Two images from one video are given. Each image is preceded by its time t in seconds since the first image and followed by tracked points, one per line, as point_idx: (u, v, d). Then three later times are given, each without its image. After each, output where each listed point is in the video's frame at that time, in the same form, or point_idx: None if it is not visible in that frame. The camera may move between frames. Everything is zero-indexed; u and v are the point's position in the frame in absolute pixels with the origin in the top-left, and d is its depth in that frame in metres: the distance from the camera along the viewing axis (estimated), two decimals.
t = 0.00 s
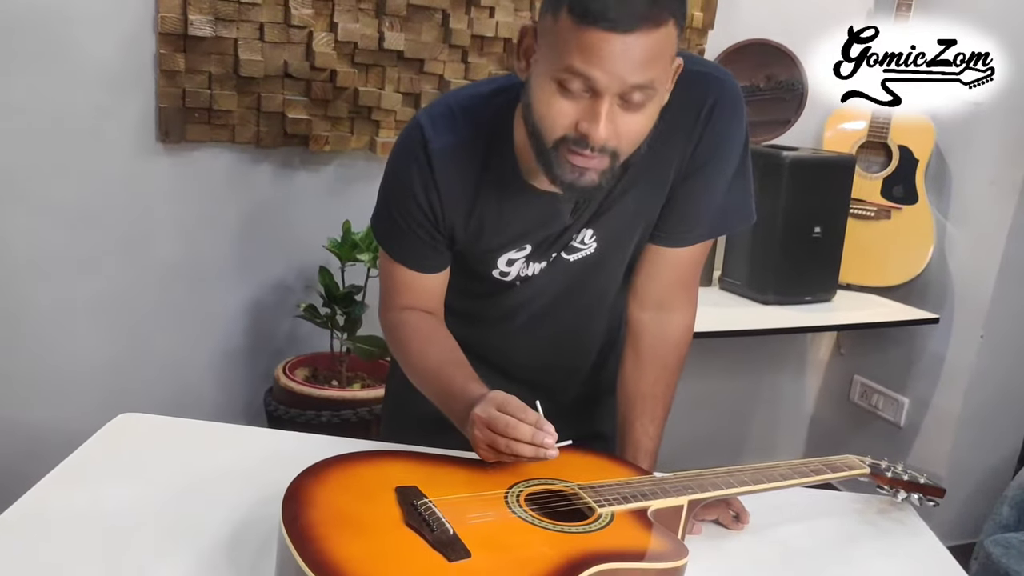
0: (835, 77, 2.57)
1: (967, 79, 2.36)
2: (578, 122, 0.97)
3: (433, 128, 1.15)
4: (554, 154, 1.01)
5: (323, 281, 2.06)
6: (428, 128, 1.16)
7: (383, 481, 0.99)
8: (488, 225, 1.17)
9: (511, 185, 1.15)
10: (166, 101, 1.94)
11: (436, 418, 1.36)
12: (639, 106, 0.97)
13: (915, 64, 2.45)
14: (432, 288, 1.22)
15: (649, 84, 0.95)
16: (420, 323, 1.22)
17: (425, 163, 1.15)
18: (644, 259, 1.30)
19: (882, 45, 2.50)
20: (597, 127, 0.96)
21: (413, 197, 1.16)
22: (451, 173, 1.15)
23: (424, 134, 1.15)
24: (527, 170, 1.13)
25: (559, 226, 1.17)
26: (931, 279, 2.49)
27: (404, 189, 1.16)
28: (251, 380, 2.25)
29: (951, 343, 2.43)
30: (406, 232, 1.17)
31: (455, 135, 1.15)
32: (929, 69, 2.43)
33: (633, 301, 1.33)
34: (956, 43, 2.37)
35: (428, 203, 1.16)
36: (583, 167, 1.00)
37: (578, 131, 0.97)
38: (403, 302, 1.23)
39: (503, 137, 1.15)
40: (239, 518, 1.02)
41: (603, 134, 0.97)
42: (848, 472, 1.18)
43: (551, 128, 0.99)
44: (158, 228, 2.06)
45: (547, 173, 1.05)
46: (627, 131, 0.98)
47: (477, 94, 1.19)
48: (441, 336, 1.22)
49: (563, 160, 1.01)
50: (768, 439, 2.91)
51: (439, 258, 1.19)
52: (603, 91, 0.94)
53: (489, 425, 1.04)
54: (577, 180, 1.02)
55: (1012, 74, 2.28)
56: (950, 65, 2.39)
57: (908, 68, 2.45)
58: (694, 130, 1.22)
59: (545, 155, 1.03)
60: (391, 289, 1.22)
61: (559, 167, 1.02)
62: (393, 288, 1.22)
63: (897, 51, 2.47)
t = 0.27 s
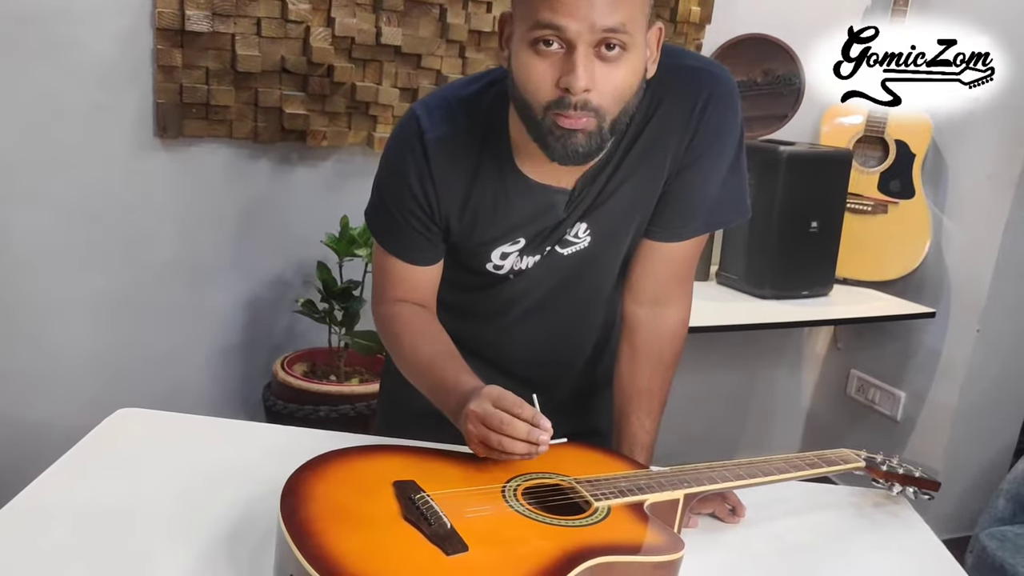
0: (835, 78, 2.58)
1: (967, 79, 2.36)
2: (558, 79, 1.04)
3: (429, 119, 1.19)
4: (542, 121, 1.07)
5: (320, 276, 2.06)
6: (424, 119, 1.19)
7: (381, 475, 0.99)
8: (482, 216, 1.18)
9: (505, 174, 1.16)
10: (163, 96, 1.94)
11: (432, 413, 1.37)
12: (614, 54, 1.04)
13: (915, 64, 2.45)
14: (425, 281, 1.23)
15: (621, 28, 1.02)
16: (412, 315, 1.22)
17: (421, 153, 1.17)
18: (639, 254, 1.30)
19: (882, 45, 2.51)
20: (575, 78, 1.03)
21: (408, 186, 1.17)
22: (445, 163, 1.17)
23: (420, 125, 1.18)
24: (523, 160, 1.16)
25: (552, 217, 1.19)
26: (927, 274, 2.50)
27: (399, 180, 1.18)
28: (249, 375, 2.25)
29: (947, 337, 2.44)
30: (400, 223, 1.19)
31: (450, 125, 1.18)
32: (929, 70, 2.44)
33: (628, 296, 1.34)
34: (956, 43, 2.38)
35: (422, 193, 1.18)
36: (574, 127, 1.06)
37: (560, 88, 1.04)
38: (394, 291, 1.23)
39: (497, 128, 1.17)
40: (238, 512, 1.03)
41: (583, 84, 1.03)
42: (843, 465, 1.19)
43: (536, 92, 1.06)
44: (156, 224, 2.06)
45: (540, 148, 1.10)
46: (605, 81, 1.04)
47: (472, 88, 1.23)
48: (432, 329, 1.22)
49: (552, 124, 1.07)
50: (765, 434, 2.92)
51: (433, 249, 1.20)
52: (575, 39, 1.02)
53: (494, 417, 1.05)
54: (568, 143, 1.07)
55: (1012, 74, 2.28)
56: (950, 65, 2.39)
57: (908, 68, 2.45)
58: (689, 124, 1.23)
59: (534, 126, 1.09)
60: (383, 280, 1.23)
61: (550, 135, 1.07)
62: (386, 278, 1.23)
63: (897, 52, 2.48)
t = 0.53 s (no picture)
0: (835, 77, 2.59)
1: (967, 79, 2.35)
2: (551, 81, 1.04)
3: (422, 120, 1.20)
4: (534, 123, 1.07)
5: (318, 274, 2.06)
6: (418, 120, 1.20)
7: (378, 473, 1.00)
8: (476, 216, 1.19)
9: (499, 175, 1.17)
10: (162, 95, 1.94)
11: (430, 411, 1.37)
12: (607, 58, 1.05)
13: (915, 64, 2.45)
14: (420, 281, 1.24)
15: (615, 32, 1.03)
16: (407, 315, 1.23)
17: (415, 153, 1.18)
18: (633, 254, 1.31)
19: (882, 45, 2.51)
20: (568, 80, 1.03)
21: (403, 187, 1.18)
22: (440, 163, 1.17)
23: (413, 126, 1.19)
24: (516, 160, 1.16)
25: (546, 217, 1.19)
26: (924, 272, 2.50)
27: (394, 180, 1.19)
28: (247, 373, 2.25)
29: (944, 335, 2.44)
30: (394, 224, 1.19)
31: (443, 126, 1.19)
32: (929, 69, 2.43)
33: (623, 295, 1.34)
34: (956, 43, 2.37)
35: (416, 194, 1.18)
36: (565, 130, 1.07)
37: (553, 90, 1.04)
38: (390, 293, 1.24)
39: (491, 128, 1.18)
40: (237, 510, 1.03)
41: (576, 87, 1.04)
42: (839, 462, 1.19)
43: (528, 93, 1.06)
44: (155, 222, 2.06)
45: (531, 148, 1.09)
46: (598, 84, 1.05)
47: (466, 89, 1.24)
48: (427, 328, 1.23)
49: (543, 126, 1.07)
50: (762, 431, 2.92)
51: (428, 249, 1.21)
52: (569, 42, 1.02)
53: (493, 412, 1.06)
54: (559, 147, 1.07)
55: (1012, 74, 2.26)
56: (950, 65, 2.39)
57: (908, 68, 2.45)
58: (683, 124, 1.24)
59: (526, 127, 1.08)
60: (378, 280, 1.24)
61: (541, 137, 1.07)
62: (381, 279, 1.24)
63: (897, 52, 2.48)
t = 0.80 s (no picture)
0: (835, 77, 2.59)
1: (967, 79, 2.35)
2: (548, 78, 1.04)
3: (418, 117, 1.19)
4: (529, 121, 1.08)
5: (316, 274, 2.06)
6: (414, 118, 1.20)
7: (374, 473, 1.00)
8: (471, 214, 1.19)
9: (495, 172, 1.17)
10: (159, 95, 1.95)
11: (427, 411, 1.38)
12: (606, 61, 1.05)
13: (915, 64, 2.45)
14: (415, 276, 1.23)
15: (614, 35, 1.03)
16: (400, 302, 1.21)
17: (410, 150, 1.18)
18: (629, 254, 1.31)
19: (882, 45, 2.51)
20: (565, 79, 1.03)
21: (398, 184, 1.18)
22: (435, 161, 1.17)
23: (409, 123, 1.19)
24: (512, 157, 1.16)
25: (541, 216, 1.19)
26: (922, 272, 2.50)
27: (388, 176, 1.18)
28: (245, 373, 2.26)
29: (942, 335, 2.44)
30: (388, 220, 1.19)
31: (439, 123, 1.19)
32: (930, 69, 2.43)
33: (619, 295, 1.35)
34: (956, 43, 2.37)
35: (411, 191, 1.18)
36: (560, 131, 1.07)
37: (549, 87, 1.04)
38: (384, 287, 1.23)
39: (486, 126, 1.18)
40: (234, 510, 1.04)
41: (572, 87, 1.04)
42: (835, 462, 1.19)
43: (525, 90, 1.07)
44: (153, 222, 2.06)
45: (524, 147, 1.11)
46: (595, 85, 1.05)
47: (461, 87, 1.24)
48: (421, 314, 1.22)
49: (538, 124, 1.07)
50: (760, 430, 2.92)
51: (423, 246, 1.21)
52: (569, 41, 1.02)
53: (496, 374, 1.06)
54: (552, 145, 1.08)
55: (1011, 74, 2.26)
56: (950, 65, 2.38)
57: (908, 68, 2.45)
58: (678, 124, 1.24)
59: (520, 125, 1.09)
60: (372, 275, 1.23)
61: (536, 134, 1.08)
62: (376, 274, 1.23)
63: (897, 52, 2.48)
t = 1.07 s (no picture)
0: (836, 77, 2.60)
1: (967, 79, 2.35)
2: (550, 85, 1.04)
3: (417, 115, 1.18)
4: (527, 122, 1.08)
5: (314, 274, 2.06)
6: (413, 116, 1.19)
7: (370, 473, 1.00)
8: (470, 214, 1.19)
9: (495, 173, 1.17)
10: (157, 96, 1.94)
11: (424, 411, 1.38)
12: (610, 74, 1.05)
13: (915, 64, 2.45)
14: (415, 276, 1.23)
15: (621, 52, 1.03)
16: (393, 304, 1.20)
17: (409, 151, 1.17)
18: (627, 254, 1.31)
19: (881, 45, 2.51)
20: (568, 88, 1.03)
21: (397, 185, 1.17)
22: (434, 161, 1.17)
23: (408, 121, 1.18)
24: (511, 157, 1.16)
25: (540, 217, 1.19)
26: (920, 272, 2.50)
27: (388, 176, 1.18)
28: (243, 373, 2.25)
29: (940, 335, 2.44)
30: (387, 220, 1.19)
31: (439, 123, 1.18)
32: (929, 69, 2.43)
33: (616, 294, 1.34)
34: (956, 43, 2.36)
35: (410, 191, 1.18)
36: (555, 134, 1.07)
37: (550, 94, 1.04)
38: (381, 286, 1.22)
39: (486, 126, 1.17)
40: (230, 510, 1.03)
41: (574, 97, 1.04)
42: (833, 463, 1.19)
43: (526, 92, 1.06)
44: (151, 223, 2.06)
45: (519, 147, 1.11)
46: (597, 97, 1.05)
47: (460, 85, 1.23)
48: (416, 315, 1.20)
49: (535, 126, 1.07)
50: (759, 430, 2.92)
51: (422, 246, 1.21)
52: (576, 52, 1.02)
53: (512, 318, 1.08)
54: (546, 149, 1.08)
55: (1011, 74, 2.25)
56: (950, 65, 2.38)
57: (908, 68, 2.45)
58: (677, 124, 1.24)
59: (519, 129, 1.09)
60: (370, 273, 1.22)
61: (531, 135, 1.08)
62: (375, 273, 1.22)
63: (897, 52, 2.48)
